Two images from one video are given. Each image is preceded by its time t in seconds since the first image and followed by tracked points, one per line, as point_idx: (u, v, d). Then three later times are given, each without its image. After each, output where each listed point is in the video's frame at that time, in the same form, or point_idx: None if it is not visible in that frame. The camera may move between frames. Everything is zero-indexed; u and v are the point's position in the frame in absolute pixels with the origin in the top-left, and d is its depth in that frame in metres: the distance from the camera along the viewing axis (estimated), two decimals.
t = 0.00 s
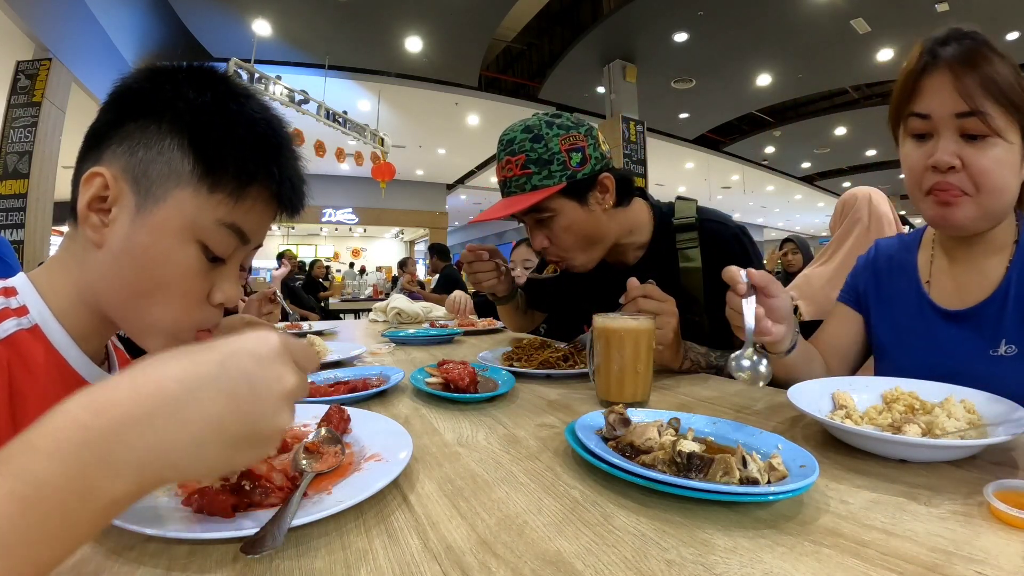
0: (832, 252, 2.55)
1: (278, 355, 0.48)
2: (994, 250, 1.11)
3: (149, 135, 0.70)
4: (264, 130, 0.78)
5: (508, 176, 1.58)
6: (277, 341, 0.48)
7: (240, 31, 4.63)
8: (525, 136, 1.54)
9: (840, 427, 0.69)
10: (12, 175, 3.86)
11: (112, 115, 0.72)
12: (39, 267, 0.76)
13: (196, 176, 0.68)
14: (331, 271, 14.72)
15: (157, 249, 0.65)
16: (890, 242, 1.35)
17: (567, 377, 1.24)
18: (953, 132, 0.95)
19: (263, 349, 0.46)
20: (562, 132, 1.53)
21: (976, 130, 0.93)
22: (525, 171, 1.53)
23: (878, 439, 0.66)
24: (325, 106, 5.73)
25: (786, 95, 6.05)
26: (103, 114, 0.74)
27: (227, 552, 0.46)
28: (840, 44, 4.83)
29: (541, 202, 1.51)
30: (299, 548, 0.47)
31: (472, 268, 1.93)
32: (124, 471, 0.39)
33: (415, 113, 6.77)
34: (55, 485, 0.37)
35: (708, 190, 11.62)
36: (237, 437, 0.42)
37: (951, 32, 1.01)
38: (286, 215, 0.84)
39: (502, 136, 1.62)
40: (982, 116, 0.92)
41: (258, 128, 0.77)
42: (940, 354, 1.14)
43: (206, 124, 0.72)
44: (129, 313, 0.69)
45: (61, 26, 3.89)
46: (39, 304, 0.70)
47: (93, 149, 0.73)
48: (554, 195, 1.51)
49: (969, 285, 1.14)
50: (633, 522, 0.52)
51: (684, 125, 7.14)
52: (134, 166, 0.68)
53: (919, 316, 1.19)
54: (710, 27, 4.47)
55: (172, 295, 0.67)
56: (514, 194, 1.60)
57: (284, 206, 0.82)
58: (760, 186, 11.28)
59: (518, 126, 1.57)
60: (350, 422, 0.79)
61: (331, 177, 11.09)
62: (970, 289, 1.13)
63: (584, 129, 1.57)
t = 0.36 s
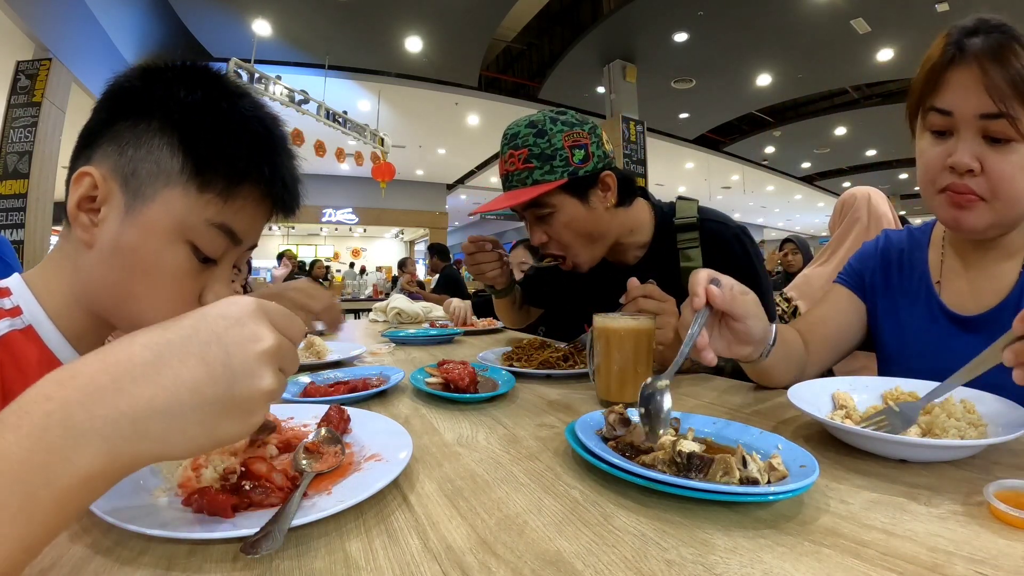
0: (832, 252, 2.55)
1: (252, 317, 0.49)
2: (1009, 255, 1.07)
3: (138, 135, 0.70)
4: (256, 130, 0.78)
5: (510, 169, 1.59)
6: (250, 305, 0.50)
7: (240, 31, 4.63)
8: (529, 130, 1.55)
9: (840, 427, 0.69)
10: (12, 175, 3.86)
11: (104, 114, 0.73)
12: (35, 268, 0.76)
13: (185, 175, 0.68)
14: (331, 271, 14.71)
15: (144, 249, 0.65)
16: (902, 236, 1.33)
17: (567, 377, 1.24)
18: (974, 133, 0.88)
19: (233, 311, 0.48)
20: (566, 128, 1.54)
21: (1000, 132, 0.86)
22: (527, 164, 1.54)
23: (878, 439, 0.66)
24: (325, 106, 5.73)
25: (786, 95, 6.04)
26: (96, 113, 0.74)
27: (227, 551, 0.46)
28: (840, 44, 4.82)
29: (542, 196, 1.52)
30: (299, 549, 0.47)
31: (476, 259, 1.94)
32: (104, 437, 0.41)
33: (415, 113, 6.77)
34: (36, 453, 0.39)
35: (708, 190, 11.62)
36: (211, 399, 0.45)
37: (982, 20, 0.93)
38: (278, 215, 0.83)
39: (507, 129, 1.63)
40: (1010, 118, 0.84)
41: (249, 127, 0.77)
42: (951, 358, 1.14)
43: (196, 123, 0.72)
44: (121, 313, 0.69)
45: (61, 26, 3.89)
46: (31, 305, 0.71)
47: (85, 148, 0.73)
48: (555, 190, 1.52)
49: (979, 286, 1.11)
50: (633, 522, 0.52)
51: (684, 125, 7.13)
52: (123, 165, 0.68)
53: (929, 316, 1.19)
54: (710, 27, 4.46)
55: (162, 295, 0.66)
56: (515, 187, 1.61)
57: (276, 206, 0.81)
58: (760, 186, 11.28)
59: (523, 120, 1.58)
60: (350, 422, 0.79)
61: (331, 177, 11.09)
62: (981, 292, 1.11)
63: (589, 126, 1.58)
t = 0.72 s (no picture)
0: (832, 252, 2.55)
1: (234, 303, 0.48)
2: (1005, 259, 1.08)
3: (140, 137, 0.70)
4: (258, 131, 0.78)
5: (509, 172, 1.61)
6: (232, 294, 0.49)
7: (240, 31, 4.63)
8: (527, 132, 1.57)
9: (840, 426, 0.69)
10: (12, 176, 3.86)
11: (106, 115, 0.73)
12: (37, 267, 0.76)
13: (186, 177, 0.68)
14: (331, 271, 14.71)
15: (145, 252, 0.65)
16: (898, 237, 1.33)
17: (567, 377, 1.24)
18: (973, 139, 0.88)
19: (214, 302, 0.47)
20: (564, 129, 1.54)
21: (998, 140, 0.86)
22: (525, 166, 1.55)
23: (878, 438, 0.66)
24: (325, 106, 5.73)
25: (786, 95, 6.04)
26: (98, 113, 0.74)
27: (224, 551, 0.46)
28: (839, 44, 4.82)
29: (541, 198, 1.52)
30: (298, 548, 0.47)
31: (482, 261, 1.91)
32: (101, 436, 0.40)
33: (415, 113, 6.77)
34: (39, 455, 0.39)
35: (708, 190, 11.62)
36: (202, 388, 0.44)
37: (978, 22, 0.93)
38: (280, 217, 0.83)
39: (506, 130, 1.64)
40: (1010, 124, 0.84)
41: (250, 128, 0.77)
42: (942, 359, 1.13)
43: (196, 124, 0.72)
44: (122, 315, 0.69)
45: (61, 27, 3.89)
46: (32, 305, 0.71)
47: (88, 150, 0.74)
48: (553, 191, 1.52)
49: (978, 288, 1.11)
50: (633, 522, 0.52)
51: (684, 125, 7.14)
52: (125, 167, 0.69)
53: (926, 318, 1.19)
54: (710, 27, 4.46)
55: (162, 297, 0.66)
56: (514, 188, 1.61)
57: (278, 207, 0.81)
58: (760, 186, 11.28)
59: (521, 122, 1.59)
60: (350, 422, 0.80)
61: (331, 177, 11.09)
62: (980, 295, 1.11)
63: (587, 126, 1.58)
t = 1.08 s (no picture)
0: (832, 252, 2.55)
1: (250, 337, 0.49)
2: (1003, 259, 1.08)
3: (152, 140, 0.70)
4: (270, 137, 0.77)
5: (518, 166, 1.59)
6: (247, 326, 0.50)
7: (240, 31, 4.63)
8: (537, 126, 1.56)
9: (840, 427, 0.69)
10: (12, 176, 3.86)
11: (119, 117, 0.73)
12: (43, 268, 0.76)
13: (197, 182, 0.68)
14: (331, 271, 14.70)
15: (156, 255, 0.65)
16: (896, 236, 1.33)
17: (567, 377, 1.25)
18: (967, 140, 0.88)
19: (230, 337, 0.48)
20: (574, 123, 1.54)
21: (992, 140, 0.86)
22: (535, 159, 1.54)
23: (877, 438, 0.66)
24: (325, 106, 5.72)
25: (786, 95, 6.04)
26: (110, 116, 0.74)
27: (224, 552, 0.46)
28: (839, 44, 4.82)
29: (550, 191, 1.51)
30: (298, 548, 0.47)
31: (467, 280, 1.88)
32: (127, 471, 0.42)
33: (415, 113, 6.77)
34: (69, 485, 0.40)
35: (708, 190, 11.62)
36: (221, 428, 0.45)
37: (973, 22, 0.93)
38: (290, 223, 0.83)
39: (513, 126, 1.63)
40: (1004, 125, 0.84)
41: (263, 134, 0.76)
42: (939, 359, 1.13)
43: (208, 129, 0.71)
44: (128, 317, 0.68)
45: (61, 26, 3.89)
46: (38, 305, 0.71)
47: (99, 152, 0.73)
48: (564, 184, 1.51)
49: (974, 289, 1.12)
50: (633, 522, 0.52)
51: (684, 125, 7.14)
52: (136, 171, 0.68)
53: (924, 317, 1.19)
54: (710, 27, 4.47)
55: (170, 301, 0.66)
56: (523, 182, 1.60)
57: (288, 214, 0.81)
58: (760, 186, 11.28)
59: (530, 116, 1.59)
60: (352, 421, 0.80)
61: (331, 177, 11.08)
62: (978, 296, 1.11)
63: (595, 121, 1.59)
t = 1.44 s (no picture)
0: (833, 252, 2.56)
1: (262, 368, 0.51)
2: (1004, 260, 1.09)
3: (158, 144, 0.69)
4: (277, 141, 0.77)
5: (547, 143, 1.57)
6: (258, 356, 0.52)
7: (240, 31, 4.63)
8: (569, 105, 1.55)
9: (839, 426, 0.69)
10: (12, 176, 3.86)
11: (125, 119, 0.72)
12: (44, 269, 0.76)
13: (203, 188, 0.67)
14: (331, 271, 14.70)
15: (161, 260, 0.65)
16: (898, 235, 1.33)
17: (567, 377, 1.25)
18: (973, 146, 0.87)
19: (244, 366, 0.50)
20: (605, 106, 1.56)
21: (998, 147, 0.85)
22: (567, 138, 1.52)
23: (878, 438, 0.66)
24: (325, 106, 5.72)
25: (786, 95, 6.04)
26: (116, 117, 0.74)
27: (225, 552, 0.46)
28: (839, 44, 4.82)
29: (581, 169, 1.51)
30: (298, 548, 0.47)
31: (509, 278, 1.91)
32: (139, 482, 0.43)
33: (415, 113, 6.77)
34: (81, 495, 0.40)
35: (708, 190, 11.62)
36: (233, 448, 0.47)
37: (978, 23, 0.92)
38: (294, 227, 0.83)
39: (542, 105, 1.62)
40: (1012, 131, 0.83)
41: (269, 139, 0.75)
42: (939, 357, 1.12)
43: (215, 133, 0.70)
44: (133, 321, 0.69)
45: (60, 26, 3.88)
46: (40, 306, 0.71)
47: (104, 153, 0.73)
48: (594, 164, 1.52)
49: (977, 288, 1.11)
50: (633, 522, 0.52)
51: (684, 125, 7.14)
52: (142, 174, 0.68)
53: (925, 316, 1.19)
54: (710, 27, 4.47)
55: (175, 306, 0.66)
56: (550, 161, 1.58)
57: (293, 218, 0.80)
58: (760, 186, 11.27)
59: (561, 96, 1.57)
60: (351, 421, 0.80)
61: (331, 177, 11.08)
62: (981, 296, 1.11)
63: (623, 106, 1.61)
